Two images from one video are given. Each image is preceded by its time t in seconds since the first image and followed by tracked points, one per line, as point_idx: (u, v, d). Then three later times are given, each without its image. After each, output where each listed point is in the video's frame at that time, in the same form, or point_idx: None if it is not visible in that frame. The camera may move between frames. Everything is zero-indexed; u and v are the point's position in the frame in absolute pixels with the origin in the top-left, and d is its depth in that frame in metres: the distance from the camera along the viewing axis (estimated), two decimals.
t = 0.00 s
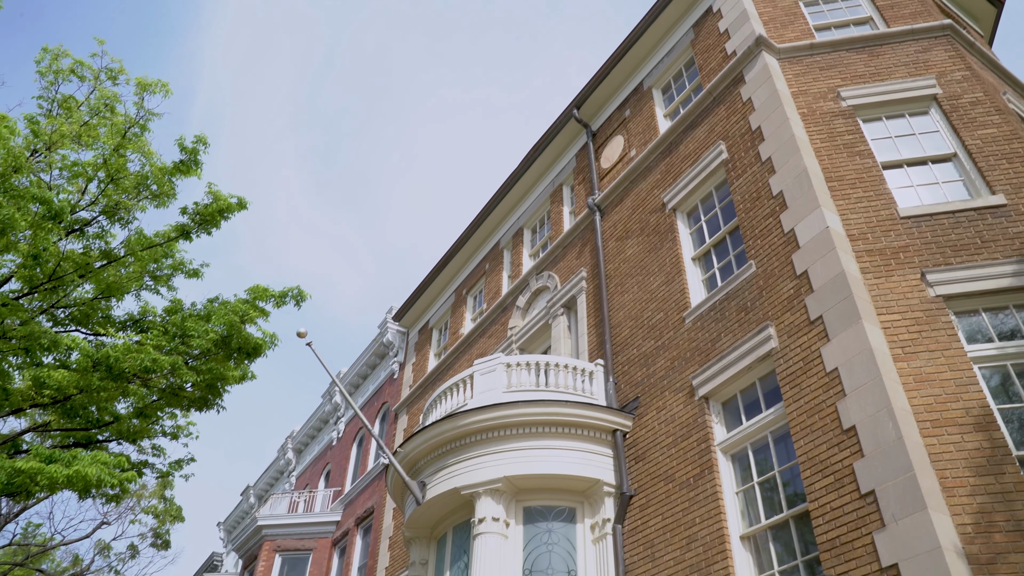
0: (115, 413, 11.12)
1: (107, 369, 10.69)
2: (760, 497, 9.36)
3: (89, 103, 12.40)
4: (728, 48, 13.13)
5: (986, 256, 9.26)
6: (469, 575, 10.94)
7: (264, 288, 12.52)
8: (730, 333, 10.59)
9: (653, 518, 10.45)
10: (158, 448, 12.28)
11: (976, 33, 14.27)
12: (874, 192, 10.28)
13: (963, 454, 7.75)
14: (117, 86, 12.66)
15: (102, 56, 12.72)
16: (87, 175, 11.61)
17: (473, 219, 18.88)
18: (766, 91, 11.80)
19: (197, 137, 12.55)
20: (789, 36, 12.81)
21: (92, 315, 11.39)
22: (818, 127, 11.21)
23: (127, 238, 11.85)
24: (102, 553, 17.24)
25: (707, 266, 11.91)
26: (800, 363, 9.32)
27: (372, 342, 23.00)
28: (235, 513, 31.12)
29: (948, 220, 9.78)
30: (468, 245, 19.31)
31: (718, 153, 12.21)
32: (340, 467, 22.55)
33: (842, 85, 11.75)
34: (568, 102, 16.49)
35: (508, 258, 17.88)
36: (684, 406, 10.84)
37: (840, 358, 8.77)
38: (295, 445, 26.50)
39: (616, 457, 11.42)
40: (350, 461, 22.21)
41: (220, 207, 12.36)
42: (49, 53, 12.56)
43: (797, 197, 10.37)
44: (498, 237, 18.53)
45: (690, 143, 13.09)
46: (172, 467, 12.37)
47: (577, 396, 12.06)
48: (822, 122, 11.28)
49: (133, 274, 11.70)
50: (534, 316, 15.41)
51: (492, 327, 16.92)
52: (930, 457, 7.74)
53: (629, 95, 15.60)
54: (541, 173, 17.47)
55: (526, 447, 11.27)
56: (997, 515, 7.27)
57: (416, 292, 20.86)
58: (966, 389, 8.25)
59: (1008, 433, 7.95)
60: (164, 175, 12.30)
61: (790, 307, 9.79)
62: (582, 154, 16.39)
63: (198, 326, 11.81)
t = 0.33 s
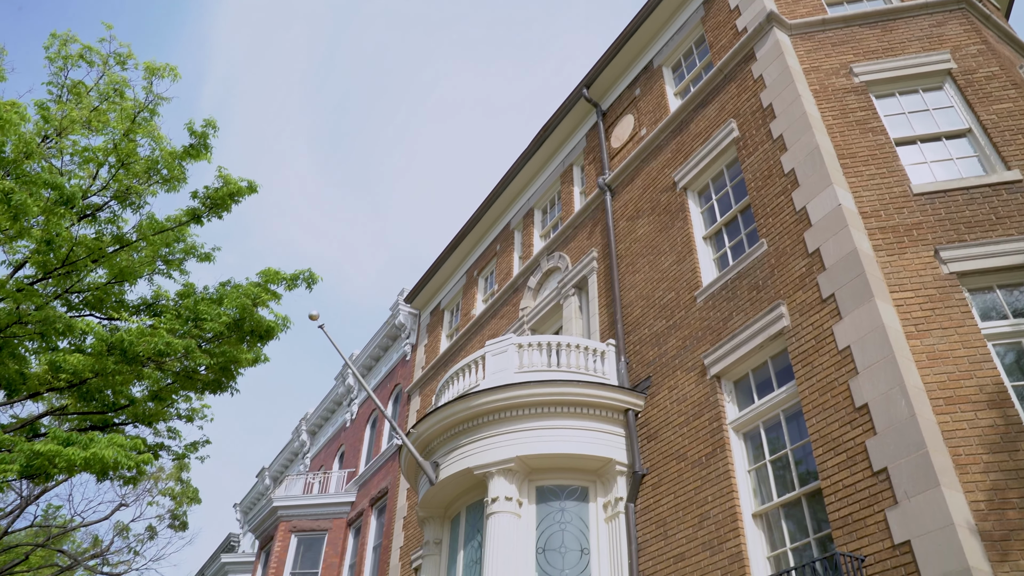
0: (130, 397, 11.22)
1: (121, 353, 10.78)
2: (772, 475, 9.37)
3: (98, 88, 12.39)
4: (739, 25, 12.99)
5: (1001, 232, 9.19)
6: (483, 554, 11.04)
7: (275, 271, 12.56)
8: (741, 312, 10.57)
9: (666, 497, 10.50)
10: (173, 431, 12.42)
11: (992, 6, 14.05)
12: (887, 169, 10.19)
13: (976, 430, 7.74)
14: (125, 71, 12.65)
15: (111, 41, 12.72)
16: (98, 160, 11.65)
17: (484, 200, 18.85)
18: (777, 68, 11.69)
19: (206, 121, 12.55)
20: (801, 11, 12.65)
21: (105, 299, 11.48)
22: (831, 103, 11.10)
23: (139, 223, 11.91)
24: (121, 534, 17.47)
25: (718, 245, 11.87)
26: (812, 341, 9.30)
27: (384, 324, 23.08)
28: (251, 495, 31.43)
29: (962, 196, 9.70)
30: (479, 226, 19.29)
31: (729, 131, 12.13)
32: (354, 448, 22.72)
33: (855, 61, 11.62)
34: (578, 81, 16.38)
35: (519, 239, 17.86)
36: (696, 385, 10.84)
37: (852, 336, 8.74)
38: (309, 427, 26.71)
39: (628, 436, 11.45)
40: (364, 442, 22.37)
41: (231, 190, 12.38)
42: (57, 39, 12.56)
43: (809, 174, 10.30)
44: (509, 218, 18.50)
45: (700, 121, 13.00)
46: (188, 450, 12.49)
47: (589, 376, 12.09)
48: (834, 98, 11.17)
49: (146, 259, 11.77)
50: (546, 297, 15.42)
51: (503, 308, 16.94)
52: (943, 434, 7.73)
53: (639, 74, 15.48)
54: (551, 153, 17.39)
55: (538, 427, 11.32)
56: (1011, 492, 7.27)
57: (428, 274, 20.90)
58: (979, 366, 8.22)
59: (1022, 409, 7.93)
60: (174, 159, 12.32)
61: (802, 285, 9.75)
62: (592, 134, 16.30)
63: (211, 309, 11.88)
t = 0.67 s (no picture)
0: (146, 379, 11.33)
1: (135, 337, 10.86)
2: (784, 453, 9.39)
3: (107, 73, 12.37)
4: None
5: (1016, 207, 9.10)
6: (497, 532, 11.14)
7: (286, 254, 12.60)
8: (753, 290, 10.54)
9: (678, 474, 10.53)
10: (189, 413, 12.54)
11: None
12: (901, 144, 10.09)
13: (991, 406, 7.71)
14: (134, 55, 12.63)
15: (119, 25, 12.70)
16: (108, 145, 11.67)
17: (494, 181, 18.80)
18: (789, 43, 11.57)
19: (215, 104, 12.55)
20: None
21: (119, 284, 11.55)
22: (843, 79, 10.98)
23: (150, 207, 11.95)
24: (139, 515, 17.69)
25: (729, 223, 11.83)
26: (825, 318, 9.27)
27: (396, 305, 23.14)
28: (267, 477, 31.79)
29: (978, 171, 9.60)
30: (490, 207, 19.26)
31: (740, 108, 12.03)
32: (368, 429, 22.88)
33: (868, 35, 11.46)
34: (588, 60, 16.25)
35: (530, 219, 17.83)
36: (708, 363, 10.84)
37: (865, 313, 8.71)
38: (323, 409, 26.91)
39: (640, 415, 11.48)
40: (377, 423, 22.50)
41: (241, 173, 12.40)
42: (65, 24, 12.56)
43: (821, 150, 10.22)
44: (520, 197, 18.46)
45: (711, 98, 12.89)
46: (203, 431, 12.62)
47: (601, 354, 12.12)
48: (847, 73, 11.05)
49: (158, 243, 11.82)
50: (557, 276, 15.41)
51: (515, 288, 16.95)
52: (956, 410, 7.71)
53: (649, 51, 15.35)
54: (562, 132, 17.30)
55: (550, 406, 11.37)
56: None
57: (439, 255, 20.91)
58: (994, 342, 8.19)
59: None
60: (184, 143, 12.33)
61: (815, 262, 9.71)
62: (603, 113, 16.20)
63: (223, 292, 11.94)
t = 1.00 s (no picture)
0: (160, 361, 11.43)
1: (149, 319, 10.95)
2: (797, 429, 9.39)
3: (116, 57, 12.35)
4: None
5: None
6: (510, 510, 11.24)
7: (298, 235, 12.64)
8: (766, 266, 10.50)
9: (691, 452, 10.56)
10: (204, 394, 12.64)
11: None
12: (915, 118, 9.97)
13: (1006, 381, 7.68)
14: (142, 38, 12.60)
15: (126, 9, 12.68)
16: (119, 129, 11.69)
17: (504, 160, 18.75)
18: (801, 17, 11.43)
19: (224, 86, 12.53)
20: None
21: (132, 267, 11.62)
22: (856, 52, 10.85)
23: (162, 190, 11.99)
24: (158, 496, 17.91)
25: (741, 200, 11.77)
26: (838, 295, 9.23)
27: (407, 287, 23.18)
28: (282, 459, 32.11)
29: (993, 144, 9.49)
30: (501, 186, 19.22)
31: (752, 83, 11.92)
32: (382, 410, 23.03)
33: (881, 7, 11.29)
34: (597, 37, 16.10)
35: (540, 198, 17.78)
36: (720, 340, 10.83)
37: (878, 289, 8.66)
38: (337, 390, 27.09)
39: (652, 392, 11.49)
40: (390, 404, 22.64)
41: (251, 156, 12.41)
42: (73, 8, 12.54)
43: (834, 125, 10.12)
44: (530, 177, 18.40)
45: (722, 74, 12.77)
46: (218, 412, 12.73)
47: (613, 333, 12.13)
48: (860, 47, 10.91)
49: (170, 226, 11.87)
50: (568, 255, 15.39)
51: (526, 268, 16.94)
52: (970, 385, 7.68)
53: (659, 28, 15.19)
54: (572, 110, 17.20)
55: (563, 384, 11.40)
56: None
57: (450, 236, 20.92)
58: (1009, 317, 8.13)
59: None
60: (194, 126, 12.35)
61: (827, 238, 9.65)
62: (613, 90, 16.08)
63: (236, 274, 12.00)
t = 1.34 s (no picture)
0: (175, 344, 11.55)
1: (163, 302, 11.01)
2: (811, 406, 9.37)
3: (124, 40, 12.33)
4: None
5: None
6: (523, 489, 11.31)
7: (309, 217, 12.65)
8: (778, 243, 10.44)
9: (704, 429, 10.57)
10: (218, 376, 12.73)
11: None
12: (930, 90, 9.83)
13: (1021, 356, 7.63)
14: (149, 21, 12.56)
15: None
16: (129, 112, 11.70)
17: (514, 138, 18.67)
18: None
19: (232, 68, 12.50)
20: None
21: (145, 251, 11.68)
22: (870, 25, 10.70)
23: (173, 173, 12.02)
24: (175, 477, 18.12)
25: (753, 176, 11.69)
26: (851, 270, 9.17)
27: (419, 267, 23.21)
28: (297, 440, 32.41)
29: (1010, 117, 9.35)
30: (511, 165, 19.16)
31: (764, 58, 11.79)
32: (395, 390, 23.16)
33: None
34: (607, 13, 15.93)
35: (551, 177, 17.71)
36: (733, 317, 10.80)
37: (892, 264, 8.60)
38: (350, 371, 27.25)
39: (665, 370, 11.49)
40: (403, 384, 22.75)
41: (261, 137, 12.40)
42: None
43: (847, 100, 10.02)
44: (541, 155, 18.32)
45: (734, 49, 12.64)
46: (233, 394, 12.83)
47: (625, 311, 12.13)
48: (874, 20, 10.76)
49: (182, 209, 11.91)
50: (579, 234, 15.35)
51: (537, 247, 16.92)
52: (985, 360, 7.63)
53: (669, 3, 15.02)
54: (582, 88, 17.09)
55: (575, 362, 11.41)
56: None
57: (461, 216, 20.91)
58: None
59: None
60: (203, 109, 12.35)
61: (841, 214, 9.58)
62: (623, 67, 15.95)
63: (248, 256, 12.04)
